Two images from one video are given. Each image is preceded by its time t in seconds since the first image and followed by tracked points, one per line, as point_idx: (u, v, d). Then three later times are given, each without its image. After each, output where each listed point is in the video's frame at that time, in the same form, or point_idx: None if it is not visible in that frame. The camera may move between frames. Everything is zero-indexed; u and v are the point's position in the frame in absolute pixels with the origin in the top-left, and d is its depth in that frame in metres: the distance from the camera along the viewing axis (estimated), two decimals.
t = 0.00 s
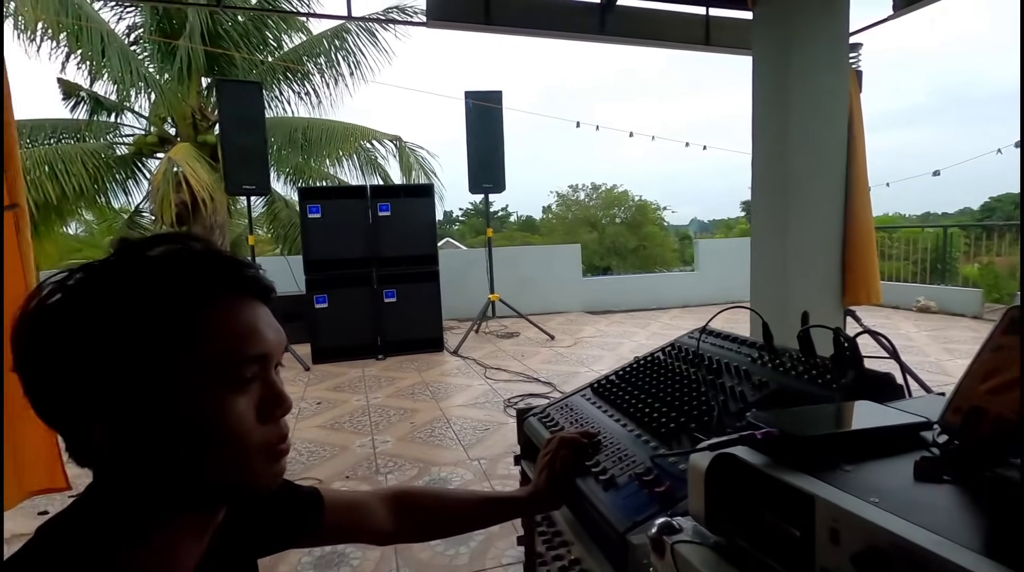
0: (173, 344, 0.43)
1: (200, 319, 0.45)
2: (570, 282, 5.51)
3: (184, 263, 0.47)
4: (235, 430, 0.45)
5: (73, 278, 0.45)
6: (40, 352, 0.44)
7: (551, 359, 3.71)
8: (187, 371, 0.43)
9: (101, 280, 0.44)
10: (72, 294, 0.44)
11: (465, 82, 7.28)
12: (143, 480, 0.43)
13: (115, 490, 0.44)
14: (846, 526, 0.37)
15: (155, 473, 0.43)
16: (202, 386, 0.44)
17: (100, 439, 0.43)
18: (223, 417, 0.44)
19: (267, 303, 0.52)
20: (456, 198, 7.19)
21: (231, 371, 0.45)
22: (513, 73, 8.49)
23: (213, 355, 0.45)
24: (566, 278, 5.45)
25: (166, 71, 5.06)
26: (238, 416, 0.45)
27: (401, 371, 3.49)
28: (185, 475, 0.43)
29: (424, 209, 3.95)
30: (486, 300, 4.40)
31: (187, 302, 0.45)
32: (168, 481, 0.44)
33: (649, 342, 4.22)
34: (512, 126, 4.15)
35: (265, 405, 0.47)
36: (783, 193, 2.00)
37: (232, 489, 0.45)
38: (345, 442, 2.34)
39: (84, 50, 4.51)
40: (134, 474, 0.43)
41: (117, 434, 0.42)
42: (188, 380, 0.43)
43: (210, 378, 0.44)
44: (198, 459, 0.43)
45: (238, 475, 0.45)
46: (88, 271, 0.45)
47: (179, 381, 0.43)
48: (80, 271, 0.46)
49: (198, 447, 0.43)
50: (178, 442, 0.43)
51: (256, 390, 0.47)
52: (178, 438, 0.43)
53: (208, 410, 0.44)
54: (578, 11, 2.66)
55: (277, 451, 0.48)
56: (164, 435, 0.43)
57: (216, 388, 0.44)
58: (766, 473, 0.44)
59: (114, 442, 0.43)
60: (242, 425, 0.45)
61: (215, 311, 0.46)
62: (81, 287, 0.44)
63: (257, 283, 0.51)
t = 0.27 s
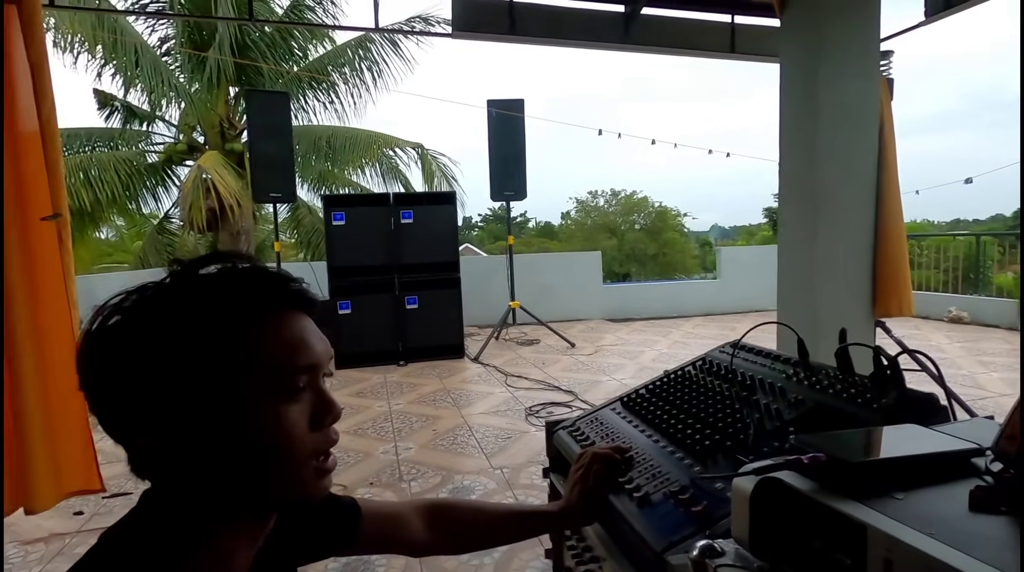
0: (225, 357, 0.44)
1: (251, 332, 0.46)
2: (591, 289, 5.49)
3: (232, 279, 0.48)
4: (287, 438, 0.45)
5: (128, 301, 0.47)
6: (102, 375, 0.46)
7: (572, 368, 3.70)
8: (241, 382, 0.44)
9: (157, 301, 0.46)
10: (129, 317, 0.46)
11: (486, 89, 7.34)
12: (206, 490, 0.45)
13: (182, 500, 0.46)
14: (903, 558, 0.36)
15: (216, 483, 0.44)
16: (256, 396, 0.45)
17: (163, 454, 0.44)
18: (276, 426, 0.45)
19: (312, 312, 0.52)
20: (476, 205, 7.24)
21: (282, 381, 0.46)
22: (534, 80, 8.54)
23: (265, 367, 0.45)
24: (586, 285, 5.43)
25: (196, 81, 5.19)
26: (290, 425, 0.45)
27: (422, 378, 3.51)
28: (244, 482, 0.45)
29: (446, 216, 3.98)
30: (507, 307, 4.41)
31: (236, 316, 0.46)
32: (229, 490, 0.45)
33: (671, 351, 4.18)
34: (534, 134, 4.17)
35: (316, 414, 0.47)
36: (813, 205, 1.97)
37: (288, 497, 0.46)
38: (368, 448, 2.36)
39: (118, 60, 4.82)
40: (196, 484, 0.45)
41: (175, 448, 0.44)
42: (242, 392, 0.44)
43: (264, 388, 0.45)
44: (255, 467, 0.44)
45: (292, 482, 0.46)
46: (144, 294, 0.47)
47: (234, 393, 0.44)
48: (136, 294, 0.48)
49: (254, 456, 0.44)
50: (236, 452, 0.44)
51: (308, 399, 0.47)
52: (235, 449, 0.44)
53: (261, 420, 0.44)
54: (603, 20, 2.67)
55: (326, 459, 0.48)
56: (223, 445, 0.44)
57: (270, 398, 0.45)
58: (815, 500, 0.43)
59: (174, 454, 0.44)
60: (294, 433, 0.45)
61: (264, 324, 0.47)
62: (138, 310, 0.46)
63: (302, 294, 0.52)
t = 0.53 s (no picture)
0: (314, 370, 0.48)
1: (328, 345, 0.49)
2: (610, 297, 5.47)
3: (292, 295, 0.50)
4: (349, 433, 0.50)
5: (192, 324, 0.46)
6: (168, 401, 0.45)
7: (591, 376, 3.68)
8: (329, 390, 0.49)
9: (226, 324, 0.46)
10: (199, 341, 0.45)
11: (507, 97, 7.37)
12: (297, 491, 0.49)
13: (265, 509, 0.48)
14: None
15: (312, 482, 0.49)
16: (341, 400, 0.50)
17: (254, 469, 0.46)
18: (360, 421, 0.51)
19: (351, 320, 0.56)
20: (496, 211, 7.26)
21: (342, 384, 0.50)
22: (554, 86, 8.54)
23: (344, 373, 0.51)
24: (607, 293, 5.41)
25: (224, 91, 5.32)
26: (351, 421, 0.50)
27: (442, 385, 3.51)
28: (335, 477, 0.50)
29: (467, 223, 4.00)
30: (527, 315, 4.41)
31: (312, 331, 0.48)
32: (319, 486, 0.50)
33: (693, 360, 4.13)
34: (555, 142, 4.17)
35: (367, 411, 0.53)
36: (841, 219, 1.93)
37: (369, 486, 0.53)
38: (389, 455, 2.38)
39: (150, 71, 4.98)
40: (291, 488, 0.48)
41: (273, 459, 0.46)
42: (331, 399, 0.49)
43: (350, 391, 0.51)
44: (347, 462, 0.50)
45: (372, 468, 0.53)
46: (205, 317, 0.46)
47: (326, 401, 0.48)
48: (188, 315, 0.47)
49: (346, 452, 0.50)
50: (332, 451, 0.49)
51: (359, 397, 0.52)
52: (331, 448, 0.49)
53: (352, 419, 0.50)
54: (626, 29, 2.66)
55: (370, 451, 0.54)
56: (321, 447, 0.49)
57: (352, 399, 0.51)
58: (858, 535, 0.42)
59: (268, 465, 0.47)
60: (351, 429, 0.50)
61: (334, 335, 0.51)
62: (205, 334, 0.45)
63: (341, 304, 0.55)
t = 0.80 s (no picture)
0: (365, 398, 0.47)
1: (374, 372, 0.50)
2: (630, 304, 5.42)
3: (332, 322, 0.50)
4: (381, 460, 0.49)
5: (242, 348, 0.44)
6: (214, 429, 0.43)
7: (611, 385, 3.65)
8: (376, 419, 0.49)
9: (277, 349, 0.44)
10: (298, 360, 0.44)
11: (528, 103, 7.39)
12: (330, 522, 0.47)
13: (305, 547, 0.46)
14: None
15: (353, 512, 0.48)
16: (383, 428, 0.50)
17: (302, 499, 0.45)
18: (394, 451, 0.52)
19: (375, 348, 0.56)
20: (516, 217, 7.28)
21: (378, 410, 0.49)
22: (575, 92, 8.53)
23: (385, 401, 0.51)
24: (627, 300, 5.36)
25: (251, 100, 5.44)
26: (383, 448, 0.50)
27: (461, 392, 3.52)
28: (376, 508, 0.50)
29: (486, 231, 4.01)
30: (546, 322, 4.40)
31: (361, 358, 0.48)
32: (357, 520, 0.49)
33: (714, 370, 4.06)
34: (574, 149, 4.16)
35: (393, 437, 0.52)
36: (868, 227, 1.87)
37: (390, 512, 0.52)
38: (407, 464, 2.38)
39: (180, 82, 5.14)
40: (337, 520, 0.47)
41: (323, 490, 0.45)
42: (376, 429, 0.48)
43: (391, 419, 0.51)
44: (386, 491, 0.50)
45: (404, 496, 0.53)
46: (251, 343, 0.44)
47: (374, 429, 0.48)
48: (231, 340, 0.45)
49: (384, 482, 0.50)
50: (375, 481, 0.49)
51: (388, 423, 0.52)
52: (374, 478, 0.49)
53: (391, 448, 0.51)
54: (646, 37, 2.64)
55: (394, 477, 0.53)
56: (366, 477, 0.48)
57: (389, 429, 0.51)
58: None
59: (316, 498, 0.45)
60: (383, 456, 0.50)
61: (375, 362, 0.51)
62: (299, 351, 0.45)
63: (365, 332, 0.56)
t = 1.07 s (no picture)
0: (398, 423, 0.48)
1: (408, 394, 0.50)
2: (649, 310, 5.38)
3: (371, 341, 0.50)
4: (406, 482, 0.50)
5: (281, 366, 0.45)
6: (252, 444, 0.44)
7: (628, 392, 3.62)
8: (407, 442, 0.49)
9: (314, 369, 0.45)
10: (333, 379, 0.45)
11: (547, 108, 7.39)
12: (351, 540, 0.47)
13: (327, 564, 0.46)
14: None
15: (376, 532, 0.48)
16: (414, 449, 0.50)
17: (327, 516, 0.45)
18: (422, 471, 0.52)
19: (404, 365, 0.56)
20: (534, 221, 7.27)
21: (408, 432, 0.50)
22: (593, 97, 8.51)
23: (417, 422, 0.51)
24: (645, 306, 5.32)
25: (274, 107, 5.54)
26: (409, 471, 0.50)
27: (477, 397, 3.52)
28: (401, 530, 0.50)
29: (504, 236, 4.02)
30: (563, 328, 4.38)
31: (377, 388, 0.46)
32: (379, 539, 0.49)
33: (734, 378, 4.00)
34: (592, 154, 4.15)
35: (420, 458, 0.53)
36: (893, 231, 1.83)
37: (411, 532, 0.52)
38: (423, 469, 2.39)
39: (206, 90, 5.25)
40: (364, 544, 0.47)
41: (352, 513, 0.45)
42: (406, 453, 0.49)
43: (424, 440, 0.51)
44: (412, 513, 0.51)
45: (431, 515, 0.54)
46: (290, 360, 0.45)
47: (405, 452, 0.48)
48: (273, 352, 0.46)
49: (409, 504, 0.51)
50: (401, 504, 0.49)
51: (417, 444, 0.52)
52: (400, 499, 0.49)
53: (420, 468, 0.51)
54: (665, 42, 2.63)
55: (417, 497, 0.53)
56: (393, 500, 0.48)
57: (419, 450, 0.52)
58: None
59: (343, 521, 0.46)
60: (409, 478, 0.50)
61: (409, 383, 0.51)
62: (335, 370, 0.45)
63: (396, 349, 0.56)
